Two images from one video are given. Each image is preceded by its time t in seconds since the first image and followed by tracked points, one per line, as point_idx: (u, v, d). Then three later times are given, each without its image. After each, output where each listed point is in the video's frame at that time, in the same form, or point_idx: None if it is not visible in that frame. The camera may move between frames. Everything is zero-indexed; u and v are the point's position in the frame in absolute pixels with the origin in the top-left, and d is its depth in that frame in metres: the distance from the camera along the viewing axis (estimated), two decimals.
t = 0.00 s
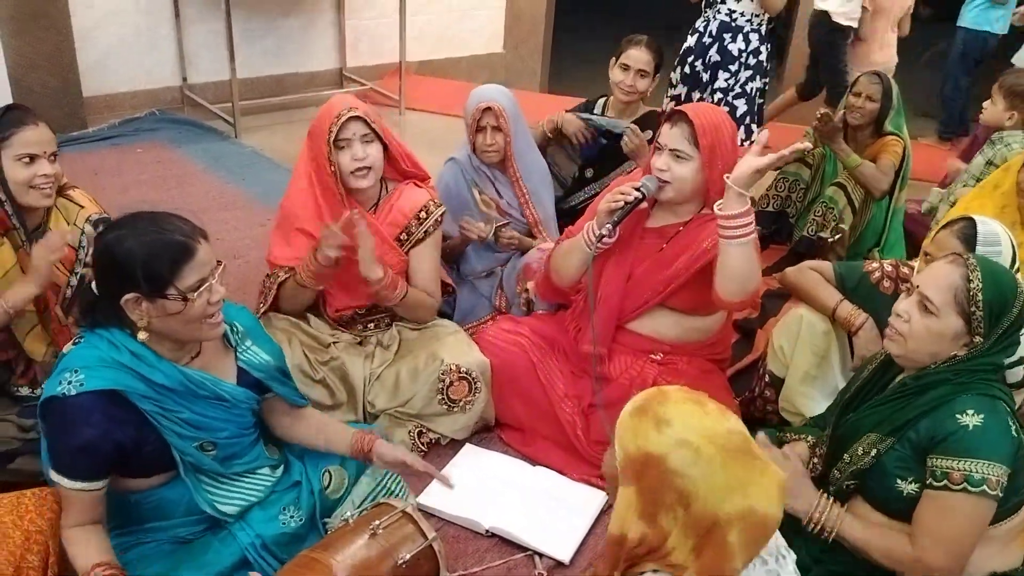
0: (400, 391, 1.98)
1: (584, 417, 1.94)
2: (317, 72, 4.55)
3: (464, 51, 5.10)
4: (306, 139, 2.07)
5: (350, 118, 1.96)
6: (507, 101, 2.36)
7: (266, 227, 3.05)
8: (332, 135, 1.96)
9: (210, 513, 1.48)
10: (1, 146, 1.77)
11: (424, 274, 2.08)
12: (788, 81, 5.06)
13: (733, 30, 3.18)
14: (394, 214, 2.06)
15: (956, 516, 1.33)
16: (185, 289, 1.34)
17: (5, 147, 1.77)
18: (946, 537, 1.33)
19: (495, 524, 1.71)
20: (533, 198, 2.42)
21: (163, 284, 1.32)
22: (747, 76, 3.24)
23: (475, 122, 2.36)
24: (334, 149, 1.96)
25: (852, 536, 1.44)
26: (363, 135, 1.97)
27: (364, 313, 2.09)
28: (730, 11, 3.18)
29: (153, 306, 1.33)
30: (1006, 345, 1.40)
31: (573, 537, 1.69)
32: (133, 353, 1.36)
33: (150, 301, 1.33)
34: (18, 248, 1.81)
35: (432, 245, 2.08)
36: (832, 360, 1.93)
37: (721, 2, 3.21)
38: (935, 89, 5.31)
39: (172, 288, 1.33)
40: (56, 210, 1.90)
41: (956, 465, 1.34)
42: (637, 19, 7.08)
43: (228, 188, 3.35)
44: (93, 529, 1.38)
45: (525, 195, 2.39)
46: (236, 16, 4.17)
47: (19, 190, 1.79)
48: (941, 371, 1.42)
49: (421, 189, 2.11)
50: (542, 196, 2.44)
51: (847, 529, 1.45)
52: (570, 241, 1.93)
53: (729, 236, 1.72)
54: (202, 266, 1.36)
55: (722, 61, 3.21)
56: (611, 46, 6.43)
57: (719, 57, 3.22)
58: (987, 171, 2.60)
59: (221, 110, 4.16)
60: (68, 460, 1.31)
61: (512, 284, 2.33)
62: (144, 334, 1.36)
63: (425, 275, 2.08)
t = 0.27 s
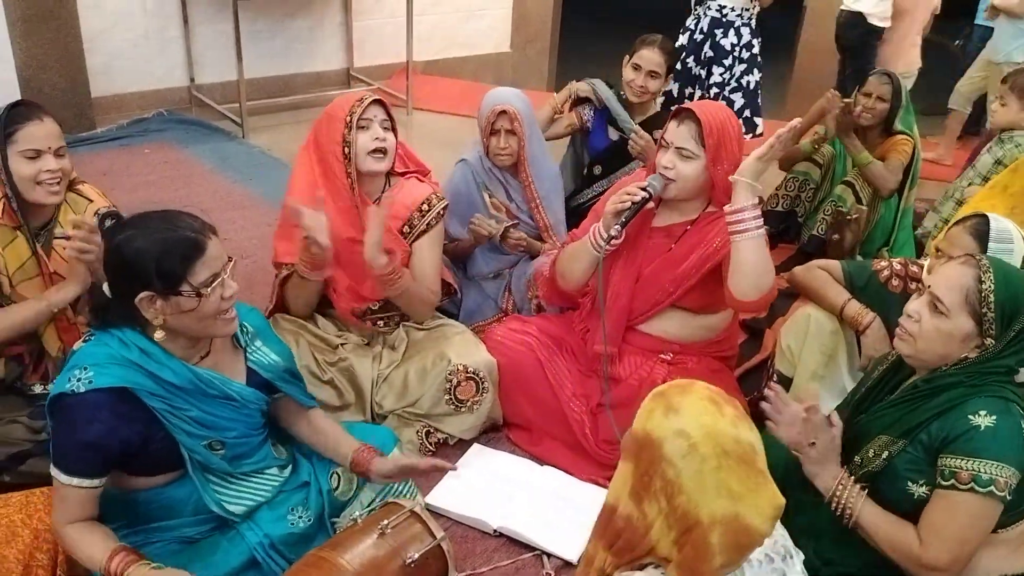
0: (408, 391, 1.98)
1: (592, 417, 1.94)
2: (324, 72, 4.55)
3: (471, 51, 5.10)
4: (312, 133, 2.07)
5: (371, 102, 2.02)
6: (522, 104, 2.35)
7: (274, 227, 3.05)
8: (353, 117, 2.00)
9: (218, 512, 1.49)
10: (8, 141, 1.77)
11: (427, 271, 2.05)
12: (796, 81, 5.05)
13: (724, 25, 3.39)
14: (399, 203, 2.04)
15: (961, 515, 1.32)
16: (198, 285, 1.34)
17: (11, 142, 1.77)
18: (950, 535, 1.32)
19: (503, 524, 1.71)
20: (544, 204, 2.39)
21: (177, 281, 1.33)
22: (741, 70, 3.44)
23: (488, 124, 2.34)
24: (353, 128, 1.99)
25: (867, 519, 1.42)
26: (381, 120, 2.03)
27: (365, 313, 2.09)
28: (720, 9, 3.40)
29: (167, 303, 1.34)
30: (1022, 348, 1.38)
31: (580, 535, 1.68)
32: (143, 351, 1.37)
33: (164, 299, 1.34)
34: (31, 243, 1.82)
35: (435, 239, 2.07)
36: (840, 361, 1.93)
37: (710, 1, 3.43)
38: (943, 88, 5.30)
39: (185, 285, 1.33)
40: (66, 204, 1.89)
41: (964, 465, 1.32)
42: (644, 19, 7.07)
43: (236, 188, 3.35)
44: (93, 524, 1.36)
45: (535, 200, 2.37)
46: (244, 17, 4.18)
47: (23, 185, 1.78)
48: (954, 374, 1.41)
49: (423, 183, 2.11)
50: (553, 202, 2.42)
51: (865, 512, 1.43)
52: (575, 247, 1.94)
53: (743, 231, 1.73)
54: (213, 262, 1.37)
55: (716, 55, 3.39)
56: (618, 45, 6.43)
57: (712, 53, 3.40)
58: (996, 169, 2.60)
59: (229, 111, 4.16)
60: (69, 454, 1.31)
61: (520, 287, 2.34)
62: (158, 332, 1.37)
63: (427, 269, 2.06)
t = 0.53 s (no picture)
0: (414, 390, 1.98)
1: (598, 416, 1.94)
2: (329, 72, 4.55)
3: (477, 51, 5.10)
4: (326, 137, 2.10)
5: (373, 112, 1.99)
6: (532, 106, 2.34)
7: (280, 227, 3.05)
8: (352, 126, 2.00)
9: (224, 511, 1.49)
10: (14, 143, 1.78)
11: (431, 281, 2.08)
12: (802, 80, 5.04)
13: (698, 19, 3.40)
14: (405, 213, 2.06)
15: (968, 518, 1.32)
16: (207, 281, 1.35)
17: (14, 144, 1.78)
18: (958, 537, 1.32)
19: (509, 523, 1.71)
20: (551, 207, 2.39)
21: (185, 279, 1.33)
22: (717, 62, 3.33)
23: (498, 127, 2.34)
24: (350, 139, 2.00)
25: (877, 519, 1.43)
26: (383, 130, 1.99)
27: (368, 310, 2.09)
28: (695, 3, 3.43)
29: (176, 301, 1.34)
30: None
31: (585, 534, 1.68)
32: (151, 351, 1.37)
33: (173, 298, 1.34)
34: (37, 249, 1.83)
35: (442, 248, 2.09)
36: (847, 361, 1.92)
37: None
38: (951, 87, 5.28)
39: (193, 281, 1.34)
40: (77, 211, 1.89)
41: (972, 467, 1.32)
42: (650, 19, 7.06)
43: (241, 188, 3.36)
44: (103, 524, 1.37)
45: (543, 204, 2.38)
46: (249, 17, 4.18)
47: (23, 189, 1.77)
48: (962, 376, 1.41)
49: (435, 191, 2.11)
50: (559, 204, 2.42)
51: (874, 514, 1.44)
52: (581, 250, 1.94)
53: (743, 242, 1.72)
54: (219, 258, 1.37)
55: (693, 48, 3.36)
56: (624, 45, 6.42)
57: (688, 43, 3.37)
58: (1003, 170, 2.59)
59: (235, 110, 4.17)
60: (79, 459, 1.31)
61: (525, 291, 2.33)
62: (167, 331, 1.37)
63: (433, 278, 2.08)
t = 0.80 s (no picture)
0: (414, 388, 1.99)
1: (597, 414, 1.95)
2: (330, 70, 4.55)
3: (477, 50, 5.10)
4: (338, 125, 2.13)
5: (381, 106, 2.00)
6: (533, 105, 2.34)
7: (280, 225, 3.05)
8: (359, 118, 2.02)
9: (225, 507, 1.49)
10: (17, 132, 1.78)
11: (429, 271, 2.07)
12: (802, 79, 5.04)
13: (687, 11, 3.41)
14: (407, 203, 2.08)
15: (975, 511, 1.30)
16: (214, 273, 1.36)
17: (19, 132, 1.78)
18: (966, 529, 1.30)
19: (510, 521, 1.71)
20: (551, 205, 2.40)
21: (193, 270, 1.34)
22: (705, 52, 3.36)
23: (499, 125, 2.34)
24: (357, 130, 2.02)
25: (898, 505, 1.39)
26: (389, 125, 2.01)
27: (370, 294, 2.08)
28: None
29: (184, 295, 1.34)
30: None
31: (585, 533, 1.69)
32: (152, 347, 1.37)
33: (181, 291, 1.34)
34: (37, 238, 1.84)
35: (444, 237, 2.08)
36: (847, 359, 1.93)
37: None
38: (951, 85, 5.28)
39: (201, 273, 1.35)
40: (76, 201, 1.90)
41: (979, 461, 1.32)
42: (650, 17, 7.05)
43: (243, 186, 3.36)
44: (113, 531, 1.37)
45: (543, 202, 2.38)
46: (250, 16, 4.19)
47: (23, 176, 1.77)
48: (966, 371, 1.41)
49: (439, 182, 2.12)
50: (560, 202, 2.43)
51: (896, 497, 1.39)
52: (580, 248, 1.94)
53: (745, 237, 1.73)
54: (224, 251, 1.38)
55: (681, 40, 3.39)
56: (624, 44, 6.42)
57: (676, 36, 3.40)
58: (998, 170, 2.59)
59: (235, 109, 4.17)
60: (83, 456, 1.31)
61: (526, 288, 2.34)
62: (175, 326, 1.37)
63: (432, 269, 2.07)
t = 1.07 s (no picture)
0: (415, 384, 1.99)
1: (598, 411, 1.95)
2: (331, 66, 4.55)
3: (478, 45, 5.10)
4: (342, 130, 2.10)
5: (389, 112, 1.98)
6: (534, 102, 2.34)
7: (281, 221, 3.05)
8: (366, 124, 2.00)
9: (224, 503, 1.49)
10: (21, 137, 1.77)
11: (436, 280, 2.10)
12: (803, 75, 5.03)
13: (689, 5, 3.40)
14: (414, 212, 2.06)
15: (982, 509, 1.31)
16: (223, 269, 1.37)
17: (22, 138, 1.77)
18: (971, 528, 1.32)
19: (510, 517, 1.71)
20: (552, 201, 2.41)
21: (202, 266, 1.34)
22: (706, 47, 3.40)
23: (499, 122, 2.33)
24: (364, 136, 2.00)
25: (895, 512, 1.41)
26: (397, 131, 1.99)
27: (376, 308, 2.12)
28: None
29: (191, 291, 1.34)
30: None
31: (585, 529, 1.69)
32: (154, 344, 1.37)
33: (189, 287, 1.34)
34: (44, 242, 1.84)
35: (449, 246, 2.10)
36: (848, 355, 1.93)
37: None
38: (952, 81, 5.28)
39: (210, 269, 1.35)
40: (83, 206, 1.89)
41: (985, 459, 1.31)
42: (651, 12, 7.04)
43: (244, 182, 3.36)
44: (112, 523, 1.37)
45: (545, 197, 2.39)
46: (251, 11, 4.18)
47: (30, 182, 1.76)
48: (969, 368, 1.41)
49: (443, 187, 2.12)
50: (561, 198, 2.43)
51: (891, 505, 1.42)
52: (581, 250, 1.93)
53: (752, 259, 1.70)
54: (230, 247, 1.39)
55: (682, 34, 3.39)
56: (625, 39, 6.41)
57: (679, 31, 3.40)
58: (1004, 168, 2.57)
59: (236, 105, 4.17)
60: (86, 452, 1.31)
61: (526, 284, 2.34)
62: (183, 322, 1.37)
63: (439, 276, 2.10)
